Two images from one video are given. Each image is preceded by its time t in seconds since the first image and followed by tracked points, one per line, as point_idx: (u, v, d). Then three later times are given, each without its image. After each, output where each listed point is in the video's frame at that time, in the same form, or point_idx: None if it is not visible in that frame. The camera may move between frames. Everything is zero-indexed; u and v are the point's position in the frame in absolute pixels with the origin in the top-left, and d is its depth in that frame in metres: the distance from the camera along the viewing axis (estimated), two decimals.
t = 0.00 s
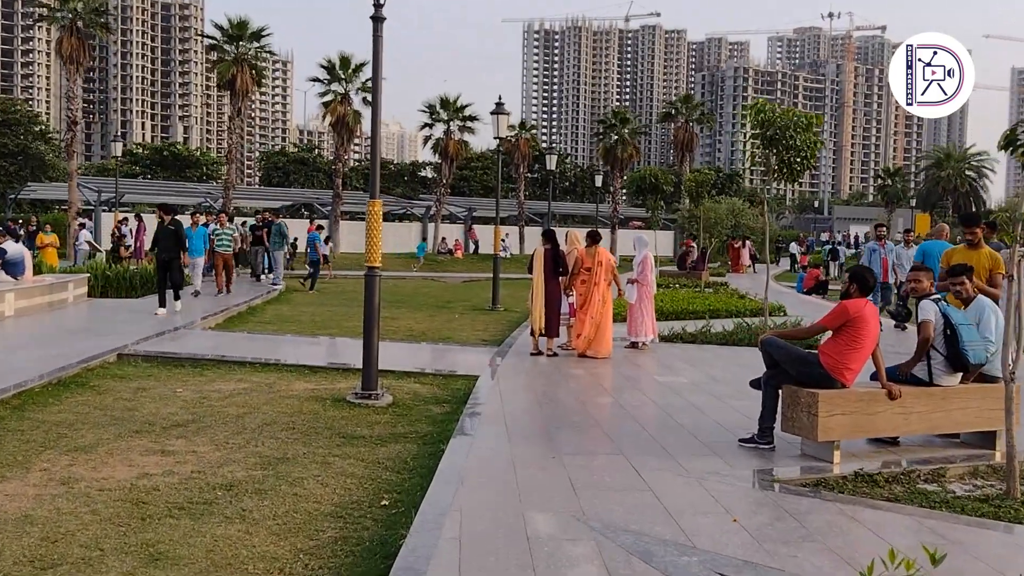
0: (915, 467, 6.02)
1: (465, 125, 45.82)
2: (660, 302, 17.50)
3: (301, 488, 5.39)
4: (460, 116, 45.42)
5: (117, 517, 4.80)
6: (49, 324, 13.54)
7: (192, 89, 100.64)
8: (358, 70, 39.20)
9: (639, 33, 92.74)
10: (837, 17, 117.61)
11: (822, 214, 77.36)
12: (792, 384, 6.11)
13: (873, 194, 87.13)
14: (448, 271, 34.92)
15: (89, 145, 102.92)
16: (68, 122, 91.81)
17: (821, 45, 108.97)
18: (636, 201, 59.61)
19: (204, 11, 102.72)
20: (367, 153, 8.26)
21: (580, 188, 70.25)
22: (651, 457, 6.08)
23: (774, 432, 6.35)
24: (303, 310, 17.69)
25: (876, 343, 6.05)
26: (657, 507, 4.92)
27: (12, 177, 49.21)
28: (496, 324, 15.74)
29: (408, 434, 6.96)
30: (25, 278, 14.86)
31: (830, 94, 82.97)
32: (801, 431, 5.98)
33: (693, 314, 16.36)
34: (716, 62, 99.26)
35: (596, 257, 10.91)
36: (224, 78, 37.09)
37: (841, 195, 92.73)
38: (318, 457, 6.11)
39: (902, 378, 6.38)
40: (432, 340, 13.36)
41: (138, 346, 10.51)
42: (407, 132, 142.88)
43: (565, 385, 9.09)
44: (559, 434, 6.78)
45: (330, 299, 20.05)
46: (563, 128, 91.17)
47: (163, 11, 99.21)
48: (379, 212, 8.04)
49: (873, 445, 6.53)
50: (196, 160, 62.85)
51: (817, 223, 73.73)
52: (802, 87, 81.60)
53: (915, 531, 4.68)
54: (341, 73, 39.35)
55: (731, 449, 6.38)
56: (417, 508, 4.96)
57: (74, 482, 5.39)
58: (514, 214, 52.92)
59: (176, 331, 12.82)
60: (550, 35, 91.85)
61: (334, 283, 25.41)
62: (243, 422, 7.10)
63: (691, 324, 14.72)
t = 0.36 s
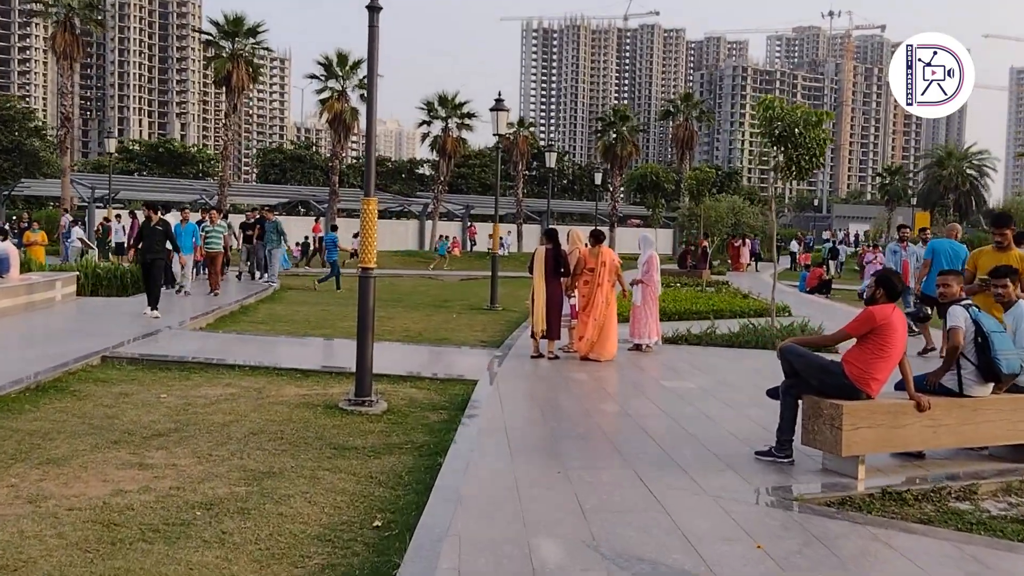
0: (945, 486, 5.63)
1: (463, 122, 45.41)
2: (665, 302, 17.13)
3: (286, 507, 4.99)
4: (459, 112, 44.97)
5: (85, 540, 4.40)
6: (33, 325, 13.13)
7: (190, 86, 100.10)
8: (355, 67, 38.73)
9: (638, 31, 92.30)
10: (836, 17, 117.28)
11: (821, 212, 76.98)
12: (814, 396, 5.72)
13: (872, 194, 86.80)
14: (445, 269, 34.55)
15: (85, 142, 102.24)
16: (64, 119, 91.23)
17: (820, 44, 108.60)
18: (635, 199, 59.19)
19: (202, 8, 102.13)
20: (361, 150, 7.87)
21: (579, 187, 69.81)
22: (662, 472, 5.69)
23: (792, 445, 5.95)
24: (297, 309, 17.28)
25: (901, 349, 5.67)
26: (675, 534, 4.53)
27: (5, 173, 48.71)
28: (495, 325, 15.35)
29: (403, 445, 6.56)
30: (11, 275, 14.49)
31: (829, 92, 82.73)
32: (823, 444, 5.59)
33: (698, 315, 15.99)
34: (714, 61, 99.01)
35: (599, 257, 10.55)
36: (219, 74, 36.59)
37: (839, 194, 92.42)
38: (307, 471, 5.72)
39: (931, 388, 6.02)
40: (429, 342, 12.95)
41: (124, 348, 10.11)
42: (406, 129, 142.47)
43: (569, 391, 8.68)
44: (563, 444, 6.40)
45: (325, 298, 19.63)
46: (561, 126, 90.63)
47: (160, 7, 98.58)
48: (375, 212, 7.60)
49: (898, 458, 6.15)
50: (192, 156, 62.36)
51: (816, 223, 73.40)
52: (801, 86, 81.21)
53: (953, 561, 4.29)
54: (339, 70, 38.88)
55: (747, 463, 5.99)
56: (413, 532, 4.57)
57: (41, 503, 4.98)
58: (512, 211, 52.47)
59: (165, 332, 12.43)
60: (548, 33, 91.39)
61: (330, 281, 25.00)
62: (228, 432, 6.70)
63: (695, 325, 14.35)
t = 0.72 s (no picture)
0: (978, 497, 5.23)
1: (462, 116, 44.96)
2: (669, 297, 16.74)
3: (266, 524, 4.59)
4: (458, 105, 44.51)
5: (42, 564, 3.99)
6: (17, 322, 12.70)
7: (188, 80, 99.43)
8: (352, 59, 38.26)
9: (637, 25, 91.76)
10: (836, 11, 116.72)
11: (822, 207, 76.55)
12: (838, 401, 5.30)
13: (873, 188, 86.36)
14: (445, 264, 34.18)
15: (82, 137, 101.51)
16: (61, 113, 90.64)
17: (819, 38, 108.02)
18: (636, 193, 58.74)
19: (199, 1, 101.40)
20: (351, 140, 7.45)
21: (579, 181, 69.37)
22: (673, 481, 5.29)
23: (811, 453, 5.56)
24: (292, 305, 16.89)
25: (932, 349, 5.26)
26: (690, 553, 4.13)
27: None
28: (494, 321, 14.97)
29: (395, 451, 6.16)
30: None
31: (829, 86, 82.28)
32: (846, 453, 5.18)
33: (702, 311, 15.59)
34: (714, 55, 98.54)
35: (603, 252, 10.14)
36: (215, 66, 36.12)
37: (839, 188, 92.00)
38: (291, 482, 5.31)
39: (960, 393, 5.62)
40: (425, 339, 12.54)
41: (107, 347, 9.69)
42: (405, 123, 141.86)
43: (571, 391, 8.29)
44: (566, 450, 6.00)
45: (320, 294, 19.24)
46: (560, 120, 90.05)
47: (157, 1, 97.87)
48: (366, 203, 7.16)
49: (924, 467, 5.75)
50: (189, 150, 61.85)
51: (817, 217, 73.00)
52: (801, 79, 80.68)
53: None
54: (336, 62, 38.41)
55: (764, 472, 5.58)
56: (403, 553, 4.16)
57: None
58: (512, 206, 51.99)
59: (153, 329, 12.02)
60: (548, 27, 90.73)
61: (327, 276, 24.63)
62: (211, 437, 6.30)
63: (700, 322, 13.95)
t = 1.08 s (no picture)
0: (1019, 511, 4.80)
1: (461, 105, 44.41)
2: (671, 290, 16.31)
3: (240, 543, 4.15)
4: (456, 95, 43.97)
5: None
6: None
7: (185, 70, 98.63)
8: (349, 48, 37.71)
9: (638, 15, 91.08)
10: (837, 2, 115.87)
11: (823, 199, 76.07)
12: (867, 404, 4.86)
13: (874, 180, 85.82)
14: (444, 256, 33.72)
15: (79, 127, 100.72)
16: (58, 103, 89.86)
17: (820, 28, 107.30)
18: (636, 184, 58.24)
19: None
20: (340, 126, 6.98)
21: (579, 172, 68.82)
22: (687, 493, 4.85)
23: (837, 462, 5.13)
24: (286, 298, 16.46)
25: (969, 349, 4.81)
26: None
27: None
28: (493, 314, 14.54)
29: (388, 457, 5.72)
30: None
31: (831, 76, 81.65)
32: (876, 462, 4.75)
33: (707, 304, 15.16)
34: (714, 45, 97.82)
35: (607, 243, 9.69)
36: (210, 55, 35.59)
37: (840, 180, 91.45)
38: (271, 494, 4.87)
39: (996, 396, 5.19)
40: (421, 333, 12.11)
41: (86, 343, 9.26)
42: (404, 114, 141.07)
43: (574, 390, 7.86)
44: (572, 457, 5.54)
45: (316, 287, 18.81)
46: (559, 109, 89.33)
47: None
48: (357, 191, 6.70)
49: (958, 476, 5.31)
50: (186, 140, 61.29)
51: (819, 208, 72.51)
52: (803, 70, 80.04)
53: None
54: (333, 50, 37.86)
55: (784, 482, 5.16)
56: None
57: None
58: (511, 197, 51.48)
59: (138, 324, 11.59)
60: (548, 18, 89.96)
61: (323, 268, 24.18)
62: (188, 442, 5.87)
63: (707, 316, 13.51)
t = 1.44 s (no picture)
0: None
1: (458, 94, 43.87)
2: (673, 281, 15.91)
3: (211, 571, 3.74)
4: (453, 83, 43.43)
5: None
6: None
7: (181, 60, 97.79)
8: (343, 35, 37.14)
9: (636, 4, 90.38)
10: None
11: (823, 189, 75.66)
12: (900, 411, 4.46)
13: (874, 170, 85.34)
14: (442, 247, 33.29)
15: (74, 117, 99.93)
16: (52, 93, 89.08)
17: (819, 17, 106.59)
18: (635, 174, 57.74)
19: None
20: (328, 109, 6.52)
21: (577, 162, 68.30)
22: (703, 509, 4.45)
23: (864, 473, 4.74)
24: (278, 291, 16.05)
25: (1011, 351, 4.40)
26: None
27: None
28: (491, 307, 14.13)
29: (379, 466, 5.31)
30: None
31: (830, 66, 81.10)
32: (910, 474, 4.36)
33: (711, 296, 14.76)
34: (713, 34, 97.08)
35: (611, 235, 9.28)
36: (202, 43, 35.03)
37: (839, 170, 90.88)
38: (250, 510, 4.45)
39: None
40: (417, 328, 11.69)
41: (65, 339, 8.83)
42: (401, 104, 140.26)
43: (578, 390, 7.46)
44: (575, 467, 5.15)
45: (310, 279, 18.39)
46: (557, 99, 88.69)
47: None
48: (346, 178, 6.26)
49: (994, 488, 4.92)
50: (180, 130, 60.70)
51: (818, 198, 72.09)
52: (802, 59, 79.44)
53: None
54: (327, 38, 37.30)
55: (808, 494, 4.77)
56: None
57: None
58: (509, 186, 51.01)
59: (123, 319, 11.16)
60: (546, 7, 89.19)
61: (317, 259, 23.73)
62: (163, 449, 5.46)
63: (712, 309, 13.10)
